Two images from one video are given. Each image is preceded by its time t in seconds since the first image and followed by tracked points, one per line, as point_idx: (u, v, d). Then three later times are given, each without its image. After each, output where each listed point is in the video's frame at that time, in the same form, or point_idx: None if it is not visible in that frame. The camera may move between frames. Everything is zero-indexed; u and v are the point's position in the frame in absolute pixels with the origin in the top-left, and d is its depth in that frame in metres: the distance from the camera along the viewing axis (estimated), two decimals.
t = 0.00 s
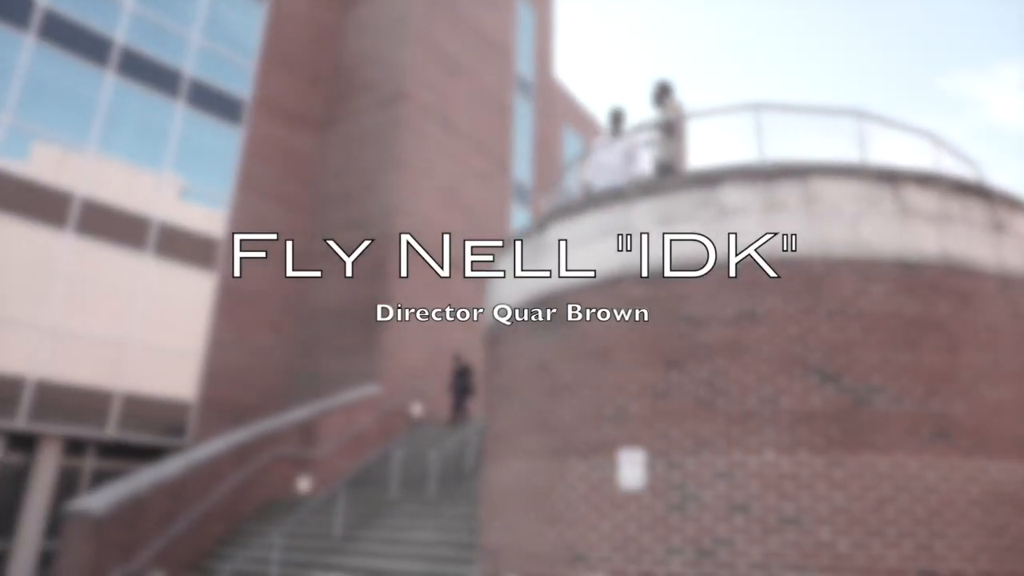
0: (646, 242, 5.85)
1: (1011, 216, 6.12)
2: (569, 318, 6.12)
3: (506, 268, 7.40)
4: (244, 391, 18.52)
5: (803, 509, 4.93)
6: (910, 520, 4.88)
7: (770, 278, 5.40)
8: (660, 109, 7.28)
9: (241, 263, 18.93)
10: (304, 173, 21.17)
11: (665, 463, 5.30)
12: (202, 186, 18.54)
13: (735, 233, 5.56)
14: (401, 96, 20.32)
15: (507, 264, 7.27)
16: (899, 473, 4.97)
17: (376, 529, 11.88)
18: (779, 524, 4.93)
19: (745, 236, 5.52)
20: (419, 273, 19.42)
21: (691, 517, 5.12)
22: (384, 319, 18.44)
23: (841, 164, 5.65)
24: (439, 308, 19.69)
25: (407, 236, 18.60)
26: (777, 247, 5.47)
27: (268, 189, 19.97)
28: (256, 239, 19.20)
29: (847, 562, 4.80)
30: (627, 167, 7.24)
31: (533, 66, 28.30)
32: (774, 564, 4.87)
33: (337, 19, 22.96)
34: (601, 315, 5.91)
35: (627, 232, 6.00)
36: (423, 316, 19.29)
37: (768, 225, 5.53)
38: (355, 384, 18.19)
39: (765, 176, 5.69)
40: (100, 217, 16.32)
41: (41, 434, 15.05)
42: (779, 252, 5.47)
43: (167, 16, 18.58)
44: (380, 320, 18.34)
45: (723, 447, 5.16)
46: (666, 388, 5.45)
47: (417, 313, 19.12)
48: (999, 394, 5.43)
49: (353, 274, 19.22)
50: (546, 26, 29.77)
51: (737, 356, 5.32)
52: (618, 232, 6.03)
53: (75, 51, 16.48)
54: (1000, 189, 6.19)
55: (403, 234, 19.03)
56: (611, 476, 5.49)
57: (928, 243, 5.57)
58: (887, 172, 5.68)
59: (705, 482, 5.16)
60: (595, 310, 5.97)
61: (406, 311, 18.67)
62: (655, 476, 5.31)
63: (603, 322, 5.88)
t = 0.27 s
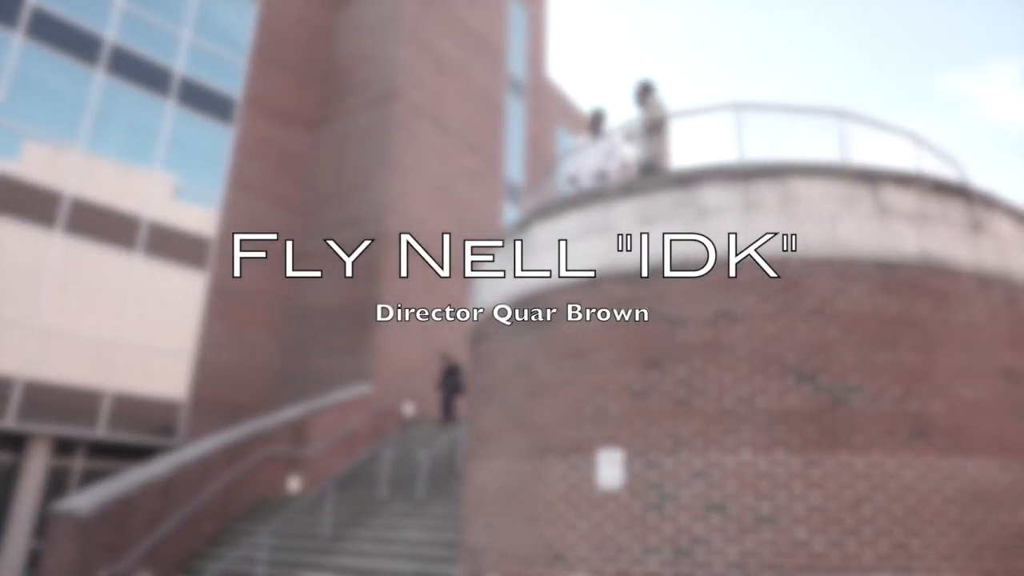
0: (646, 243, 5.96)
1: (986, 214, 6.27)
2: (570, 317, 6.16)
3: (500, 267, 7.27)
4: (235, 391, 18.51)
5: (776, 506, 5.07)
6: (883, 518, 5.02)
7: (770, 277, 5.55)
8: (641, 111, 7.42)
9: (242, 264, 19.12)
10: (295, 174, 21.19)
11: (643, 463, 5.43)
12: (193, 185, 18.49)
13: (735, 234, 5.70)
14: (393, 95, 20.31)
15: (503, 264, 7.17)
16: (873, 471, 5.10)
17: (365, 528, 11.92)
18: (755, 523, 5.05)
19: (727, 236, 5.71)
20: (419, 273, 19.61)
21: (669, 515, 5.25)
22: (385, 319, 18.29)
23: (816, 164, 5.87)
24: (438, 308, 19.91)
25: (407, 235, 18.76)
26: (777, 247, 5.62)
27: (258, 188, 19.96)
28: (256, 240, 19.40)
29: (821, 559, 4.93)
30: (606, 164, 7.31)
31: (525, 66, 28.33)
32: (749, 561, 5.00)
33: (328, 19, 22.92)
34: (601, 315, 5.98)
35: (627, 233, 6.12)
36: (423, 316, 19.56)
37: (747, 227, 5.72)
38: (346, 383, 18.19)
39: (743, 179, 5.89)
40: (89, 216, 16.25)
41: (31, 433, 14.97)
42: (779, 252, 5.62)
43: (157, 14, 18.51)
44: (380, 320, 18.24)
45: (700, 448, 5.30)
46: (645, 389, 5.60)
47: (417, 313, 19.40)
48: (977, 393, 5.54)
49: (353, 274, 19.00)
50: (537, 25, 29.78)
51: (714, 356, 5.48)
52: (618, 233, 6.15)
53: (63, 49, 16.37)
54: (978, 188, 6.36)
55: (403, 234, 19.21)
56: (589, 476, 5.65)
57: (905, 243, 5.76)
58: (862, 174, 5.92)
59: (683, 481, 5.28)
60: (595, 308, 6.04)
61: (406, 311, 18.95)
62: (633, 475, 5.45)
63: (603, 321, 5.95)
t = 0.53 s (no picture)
0: (647, 242, 5.89)
1: (966, 213, 6.28)
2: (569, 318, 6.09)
3: (497, 266, 7.00)
4: (225, 390, 18.46)
5: (754, 506, 5.10)
6: (859, 517, 5.04)
7: (770, 277, 5.58)
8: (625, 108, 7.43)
9: (242, 264, 19.22)
10: (287, 173, 21.15)
11: (621, 463, 5.50)
12: (183, 184, 18.45)
13: (735, 234, 5.71)
14: (384, 94, 20.27)
15: (503, 264, 6.91)
16: (849, 470, 5.13)
17: (353, 527, 11.89)
18: (731, 522, 5.09)
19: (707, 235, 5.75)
20: (418, 273, 19.83)
21: (646, 515, 5.31)
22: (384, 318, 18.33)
23: (796, 162, 5.88)
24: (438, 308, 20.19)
25: (409, 235, 18.99)
26: (777, 247, 5.65)
27: (248, 187, 19.91)
28: (256, 240, 19.51)
29: (796, 558, 4.96)
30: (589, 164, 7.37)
31: (518, 65, 28.31)
32: (725, 561, 5.04)
33: (320, 17, 22.86)
34: (601, 315, 5.94)
35: (627, 232, 6.05)
36: (423, 315, 19.80)
37: (726, 227, 5.76)
38: (336, 382, 18.15)
39: (722, 179, 5.92)
40: (78, 214, 16.20)
41: (21, 431, 14.92)
42: (779, 252, 5.65)
43: (147, 11, 18.45)
44: (381, 319, 18.32)
45: (679, 447, 5.35)
46: (623, 389, 5.67)
47: (417, 313, 19.62)
48: (955, 393, 5.58)
49: (353, 274, 18.77)
50: (530, 24, 29.77)
51: (692, 357, 5.54)
52: (618, 233, 6.07)
53: (51, 46, 16.29)
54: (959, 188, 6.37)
55: (403, 235, 19.45)
56: (568, 475, 5.71)
57: (884, 242, 5.79)
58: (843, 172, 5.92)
59: (660, 480, 5.34)
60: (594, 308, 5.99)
61: (406, 311, 19.23)
62: (612, 474, 5.51)
63: (603, 322, 5.91)
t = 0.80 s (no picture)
0: (648, 241, 5.84)
1: (947, 212, 6.34)
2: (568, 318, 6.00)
3: (494, 266, 6.80)
4: (218, 390, 18.42)
5: (734, 504, 5.10)
6: (839, 515, 5.07)
7: (770, 277, 5.61)
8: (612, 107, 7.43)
9: (242, 264, 19.32)
10: (281, 172, 21.12)
11: (602, 461, 5.50)
12: (176, 183, 18.43)
13: (735, 234, 5.73)
14: (378, 94, 20.27)
15: (503, 264, 6.69)
16: (829, 469, 5.16)
17: (343, 526, 11.90)
18: (712, 521, 5.10)
19: (690, 234, 5.77)
20: (418, 274, 20.11)
21: (627, 513, 5.31)
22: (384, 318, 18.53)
23: (780, 161, 5.90)
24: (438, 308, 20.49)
25: (407, 234, 19.11)
26: (777, 247, 5.69)
27: (242, 186, 19.87)
28: (256, 239, 19.66)
29: (777, 556, 4.97)
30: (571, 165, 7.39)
31: (513, 65, 28.32)
32: (705, 558, 5.04)
33: (314, 16, 22.85)
34: (601, 315, 5.86)
35: (627, 232, 5.99)
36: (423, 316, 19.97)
37: (709, 226, 5.79)
38: (329, 382, 18.15)
39: (705, 177, 5.94)
40: (71, 212, 16.16)
41: (13, 430, 14.88)
42: (779, 252, 5.69)
43: (140, 9, 18.42)
44: (381, 319, 18.53)
45: (659, 445, 5.35)
46: (605, 387, 5.67)
47: (418, 313, 19.77)
48: (935, 392, 5.62)
49: (353, 274, 18.62)
50: (525, 25, 29.80)
51: (675, 353, 5.53)
52: (618, 233, 6.01)
53: (44, 44, 16.25)
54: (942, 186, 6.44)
55: (404, 234, 19.66)
56: (550, 474, 5.70)
57: (865, 241, 5.84)
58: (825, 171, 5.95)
59: (641, 478, 5.34)
60: (593, 308, 5.92)
61: (406, 311, 19.43)
62: (593, 472, 5.51)
63: (603, 322, 5.84)
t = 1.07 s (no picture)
0: (648, 241, 5.81)
1: (935, 210, 6.37)
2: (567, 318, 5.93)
3: (494, 266, 6.68)
4: (216, 390, 18.43)
5: (717, 502, 5.11)
6: (824, 514, 5.07)
7: (770, 277, 5.61)
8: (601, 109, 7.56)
9: (241, 264, 19.37)
10: (279, 172, 21.13)
11: (588, 460, 5.49)
12: (174, 183, 18.46)
13: (736, 234, 5.72)
14: (377, 93, 20.28)
15: (502, 264, 6.59)
16: (815, 468, 5.15)
17: (338, 526, 11.89)
18: (697, 520, 5.09)
19: (678, 232, 5.78)
20: (417, 274, 20.17)
21: (611, 512, 5.31)
22: (384, 318, 18.64)
23: (767, 159, 5.91)
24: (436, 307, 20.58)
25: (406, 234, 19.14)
26: (777, 247, 5.70)
27: (240, 186, 19.88)
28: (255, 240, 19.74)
29: (761, 555, 4.97)
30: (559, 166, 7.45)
31: (512, 65, 28.30)
32: (689, 558, 5.04)
33: (313, 17, 22.88)
34: (600, 315, 5.81)
35: (627, 232, 5.94)
36: (422, 315, 20.02)
37: (697, 225, 5.79)
38: (327, 382, 18.15)
39: (692, 176, 5.96)
40: (68, 212, 16.20)
41: (11, 430, 14.91)
42: (779, 252, 5.70)
43: (139, 10, 18.45)
44: (381, 319, 18.62)
45: (645, 444, 5.35)
46: (592, 385, 5.67)
47: (417, 313, 19.81)
48: (923, 390, 5.62)
49: (353, 274, 18.50)
50: (525, 25, 29.81)
51: (662, 353, 5.54)
52: (618, 233, 5.96)
53: (42, 44, 16.28)
54: (929, 185, 6.46)
55: (403, 235, 19.64)
56: (536, 473, 5.70)
57: (853, 239, 5.85)
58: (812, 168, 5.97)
59: (626, 477, 5.33)
60: (592, 308, 5.87)
61: (405, 311, 19.48)
62: (579, 471, 5.50)
63: (603, 322, 5.78)
